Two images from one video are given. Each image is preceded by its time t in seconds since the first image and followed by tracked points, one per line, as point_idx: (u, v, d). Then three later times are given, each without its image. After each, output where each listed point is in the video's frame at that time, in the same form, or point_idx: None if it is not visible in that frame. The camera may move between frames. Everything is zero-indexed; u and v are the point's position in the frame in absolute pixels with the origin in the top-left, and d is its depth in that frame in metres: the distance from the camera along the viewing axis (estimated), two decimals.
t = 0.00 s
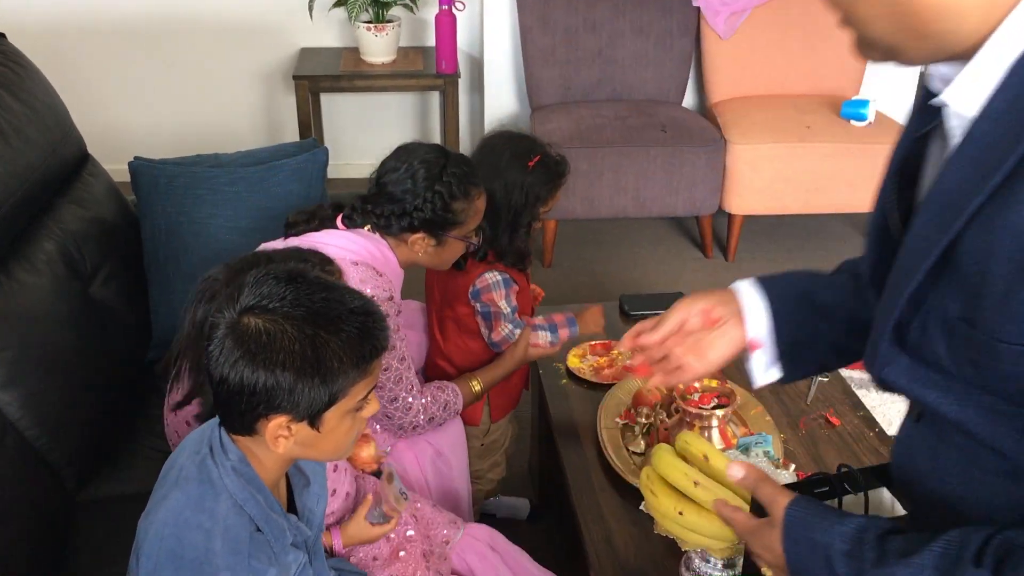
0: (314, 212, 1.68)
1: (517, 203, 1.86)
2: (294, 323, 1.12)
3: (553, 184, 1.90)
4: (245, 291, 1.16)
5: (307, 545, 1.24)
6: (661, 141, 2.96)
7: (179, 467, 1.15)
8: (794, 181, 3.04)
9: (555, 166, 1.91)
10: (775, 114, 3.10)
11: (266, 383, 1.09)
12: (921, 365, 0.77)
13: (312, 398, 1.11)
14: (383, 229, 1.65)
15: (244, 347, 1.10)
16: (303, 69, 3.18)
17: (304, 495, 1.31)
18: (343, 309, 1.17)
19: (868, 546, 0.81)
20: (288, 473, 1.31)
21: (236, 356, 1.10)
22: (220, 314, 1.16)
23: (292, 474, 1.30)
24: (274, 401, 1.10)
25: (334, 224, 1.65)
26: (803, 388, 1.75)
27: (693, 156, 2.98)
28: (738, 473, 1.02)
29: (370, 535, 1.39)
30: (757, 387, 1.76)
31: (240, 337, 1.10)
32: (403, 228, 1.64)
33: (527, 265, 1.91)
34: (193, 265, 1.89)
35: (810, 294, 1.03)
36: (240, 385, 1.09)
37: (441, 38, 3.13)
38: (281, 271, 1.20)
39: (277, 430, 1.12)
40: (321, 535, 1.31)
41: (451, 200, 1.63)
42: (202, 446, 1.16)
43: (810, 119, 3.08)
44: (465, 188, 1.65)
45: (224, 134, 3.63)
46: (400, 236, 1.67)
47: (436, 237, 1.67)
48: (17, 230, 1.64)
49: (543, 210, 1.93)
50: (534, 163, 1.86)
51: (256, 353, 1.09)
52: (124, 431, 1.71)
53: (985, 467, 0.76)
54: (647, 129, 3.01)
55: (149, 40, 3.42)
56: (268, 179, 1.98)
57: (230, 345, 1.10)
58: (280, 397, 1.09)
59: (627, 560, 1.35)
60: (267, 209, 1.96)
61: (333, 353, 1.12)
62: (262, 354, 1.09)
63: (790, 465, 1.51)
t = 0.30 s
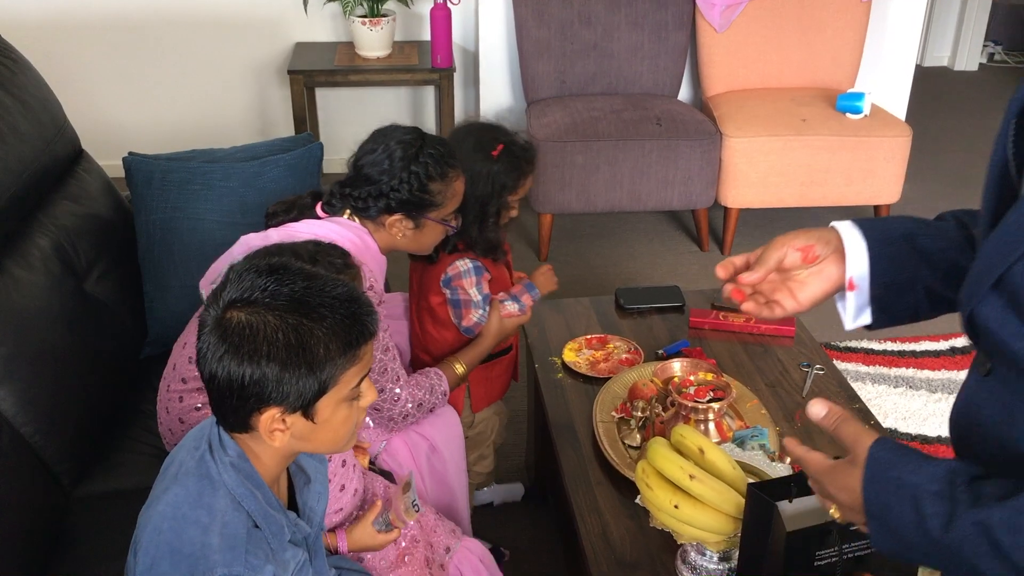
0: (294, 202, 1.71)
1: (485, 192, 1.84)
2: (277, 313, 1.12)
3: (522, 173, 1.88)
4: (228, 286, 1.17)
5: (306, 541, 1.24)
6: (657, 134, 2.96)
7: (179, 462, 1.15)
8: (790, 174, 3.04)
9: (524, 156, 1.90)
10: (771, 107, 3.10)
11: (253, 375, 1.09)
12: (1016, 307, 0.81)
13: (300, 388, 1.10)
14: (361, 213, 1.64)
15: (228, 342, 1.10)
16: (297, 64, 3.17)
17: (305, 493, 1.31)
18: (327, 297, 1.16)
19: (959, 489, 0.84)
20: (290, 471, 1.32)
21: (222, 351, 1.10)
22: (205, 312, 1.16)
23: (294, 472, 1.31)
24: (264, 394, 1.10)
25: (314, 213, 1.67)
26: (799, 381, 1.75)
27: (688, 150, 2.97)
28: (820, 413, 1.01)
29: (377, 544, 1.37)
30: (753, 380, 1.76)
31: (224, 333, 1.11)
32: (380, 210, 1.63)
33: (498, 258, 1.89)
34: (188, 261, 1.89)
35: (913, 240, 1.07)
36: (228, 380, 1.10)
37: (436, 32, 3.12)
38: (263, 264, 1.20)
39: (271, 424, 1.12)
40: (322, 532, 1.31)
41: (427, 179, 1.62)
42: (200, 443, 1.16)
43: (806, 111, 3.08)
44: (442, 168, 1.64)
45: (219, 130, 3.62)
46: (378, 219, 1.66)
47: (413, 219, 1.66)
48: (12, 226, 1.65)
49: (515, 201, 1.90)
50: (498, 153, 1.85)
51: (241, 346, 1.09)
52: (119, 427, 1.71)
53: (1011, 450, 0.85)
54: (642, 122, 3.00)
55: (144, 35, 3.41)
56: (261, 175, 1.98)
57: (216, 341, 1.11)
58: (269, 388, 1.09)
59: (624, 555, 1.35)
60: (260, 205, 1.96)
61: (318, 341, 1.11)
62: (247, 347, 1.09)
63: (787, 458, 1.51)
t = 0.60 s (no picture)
0: (270, 200, 1.66)
1: (465, 163, 1.81)
2: (276, 311, 1.12)
3: (504, 145, 1.85)
4: (228, 283, 1.16)
5: (305, 536, 1.24)
6: (654, 130, 2.95)
7: (178, 456, 1.15)
8: (788, 169, 3.04)
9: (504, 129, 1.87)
10: (769, 102, 3.09)
11: (252, 373, 1.09)
12: None
13: (299, 386, 1.10)
14: (338, 208, 1.62)
15: (227, 339, 1.10)
16: (293, 60, 3.17)
17: (304, 488, 1.30)
18: (327, 294, 1.16)
19: None
20: (289, 465, 1.31)
21: (221, 348, 1.10)
22: (205, 308, 1.16)
23: (293, 466, 1.30)
24: (263, 391, 1.09)
25: (291, 209, 1.63)
26: (797, 376, 1.75)
27: (686, 145, 2.97)
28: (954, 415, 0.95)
29: (383, 542, 1.37)
30: (751, 376, 1.76)
31: (223, 330, 1.10)
32: (358, 205, 1.62)
33: (483, 229, 1.85)
34: (184, 259, 1.88)
35: (971, 227, 1.14)
36: (227, 377, 1.09)
37: (433, 27, 3.11)
38: (263, 261, 1.20)
39: (270, 421, 1.12)
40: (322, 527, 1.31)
41: (405, 173, 1.62)
42: (199, 438, 1.16)
43: (804, 106, 3.07)
44: (421, 162, 1.64)
45: (215, 127, 3.61)
46: (356, 215, 1.65)
47: (392, 213, 1.65)
48: (7, 224, 1.64)
49: (500, 175, 1.86)
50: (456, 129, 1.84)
51: (240, 344, 1.09)
52: (116, 424, 1.71)
53: None
54: (640, 118, 3.00)
55: (141, 32, 3.41)
56: (255, 172, 1.98)
57: (215, 338, 1.11)
58: (267, 386, 1.09)
59: (622, 551, 1.35)
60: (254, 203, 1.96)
61: (317, 339, 1.11)
62: (246, 345, 1.09)
63: (784, 454, 1.51)
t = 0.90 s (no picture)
0: (261, 201, 1.66)
1: (463, 140, 1.88)
2: (282, 307, 1.12)
3: (502, 122, 1.89)
4: (235, 279, 1.17)
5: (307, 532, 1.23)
6: (655, 127, 2.95)
7: (179, 454, 1.15)
8: (789, 166, 3.04)
9: (503, 110, 1.94)
10: (770, 99, 3.09)
11: (258, 368, 1.09)
12: None
13: (305, 381, 1.10)
14: (328, 205, 1.62)
15: (234, 334, 1.10)
16: (294, 57, 3.17)
17: (306, 486, 1.30)
18: (332, 290, 1.16)
19: None
20: (291, 462, 1.31)
21: (227, 343, 1.10)
22: (210, 303, 1.16)
23: (294, 463, 1.30)
24: (268, 387, 1.09)
25: (282, 208, 1.63)
26: (797, 373, 1.75)
27: (686, 142, 2.97)
28: None
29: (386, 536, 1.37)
30: (752, 373, 1.76)
31: (230, 325, 1.11)
32: (349, 201, 1.62)
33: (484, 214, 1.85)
34: (185, 257, 1.88)
35: None
36: (233, 371, 1.09)
37: (433, 25, 3.11)
38: (269, 257, 1.20)
39: (274, 417, 1.12)
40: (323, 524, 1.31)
41: (396, 167, 1.62)
42: (201, 434, 1.16)
43: (805, 103, 3.07)
44: (411, 156, 1.64)
45: (216, 125, 3.61)
46: (346, 212, 1.64)
47: (383, 209, 1.65)
48: (9, 222, 1.65)
49: (501, 152, 1.89)
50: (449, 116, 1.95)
51: (246, 339, 1.09)
52: (117, 422, 1.71)
53: None
54: (640, 115, 2.99)
55: (141, 31, 3.41)
56: (255, 170, 1.98)
57: (221, 333, 1.11)
58: (273, 381, 1.09)
59: (623, 549, 1.35)
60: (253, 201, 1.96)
61: (323, 334, 1.11)
62: (252, 340, 1.09)
63: (785, 451, 1.51)
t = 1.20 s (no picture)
0: (253, 200, 1.63)
1: (474, 141, 1.91)
2: (289, 310, 1.12)
3: (513, 123, 1.90)
4: (240, 282, 1.17)
5: (308, 533, 1.23)
6: (657, 127, 2.95)
7: (182, 455, 1.15)
8: (791, 166, 3.03)
9: (521, 113, 1.94)
10: (772, 99, 3.09)
11: (265, 371, 1.08)
12: None
13: (312, 384, 1.10)
14: (323, 203, 1.62)
15: (240, 336, 1.10)
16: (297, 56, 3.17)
17: (308, 487, 1.30)
18: (339, 293, 1.16)
19: None
20: (293, 464, 1.31)
21: (234, 346, 1.10)
22: (215, 306, 1.16)
23: (296, 465, 1.30)
24: (275, 390, 1.09)
25: (275, 208, 1.61)
26: (800, 373, 1.75)
27: (688, 142, 2.97)
28: None
29: (388, 534, 1.37)
30: (754, 372, 1.76)
31: (236, 328, 1.10)
32: (343, 198, 1.62)
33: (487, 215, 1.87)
34: (186, 256, 1.88)
35: None
36: (239, 374, 1.09)
37: (435, 25, 3.11)
38: (275, 260, 1.20)
39: (280, 419, 1.12)
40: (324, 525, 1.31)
41: (387, 159, 1.62)
42: (205, 436, 1.15)
43: (807, 103, 3.07)
44: (401, 147, 1.64)
45: (217, 125, 3.61)
46: (341, 209, 1.64)
47: (378, 202, 1.65)
48: (11, 222, 1.65)
49: (510, 152, 1.88)
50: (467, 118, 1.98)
51: (253, 342, 1.09)
52: (118, 421, 1.71)
53: None
54: (643, 115, 2.99)
55: (143, 31, 3.41)
56: (257, 170, 1.99)
57: (227, 336, 1.10)
58: (280, 385, 1.09)
59: (626, 548, 1.35)
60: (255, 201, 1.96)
61: (330, 337, 1.11)
62: (259, 343, 1.09)
63: (788, 450, 1.51)
